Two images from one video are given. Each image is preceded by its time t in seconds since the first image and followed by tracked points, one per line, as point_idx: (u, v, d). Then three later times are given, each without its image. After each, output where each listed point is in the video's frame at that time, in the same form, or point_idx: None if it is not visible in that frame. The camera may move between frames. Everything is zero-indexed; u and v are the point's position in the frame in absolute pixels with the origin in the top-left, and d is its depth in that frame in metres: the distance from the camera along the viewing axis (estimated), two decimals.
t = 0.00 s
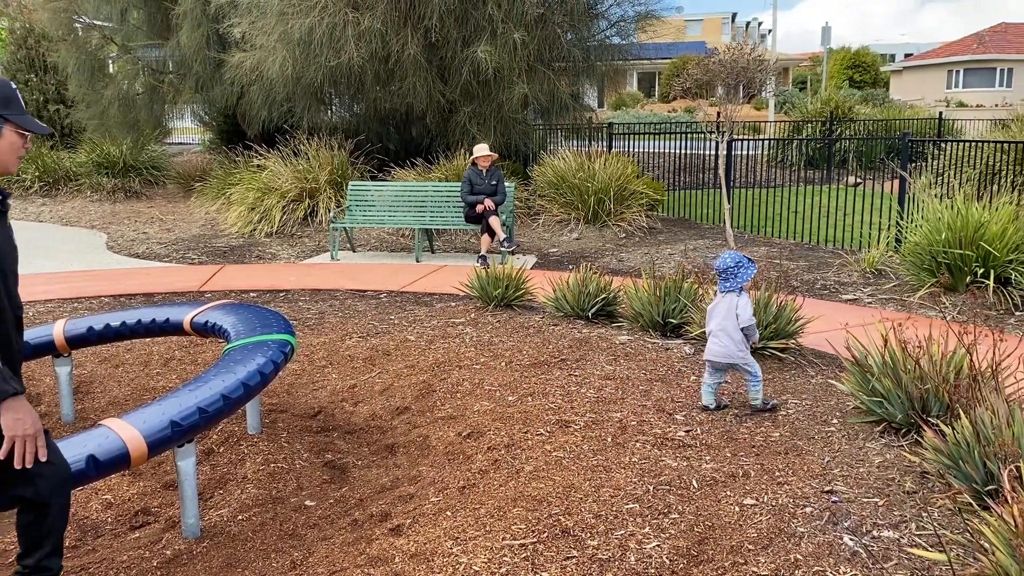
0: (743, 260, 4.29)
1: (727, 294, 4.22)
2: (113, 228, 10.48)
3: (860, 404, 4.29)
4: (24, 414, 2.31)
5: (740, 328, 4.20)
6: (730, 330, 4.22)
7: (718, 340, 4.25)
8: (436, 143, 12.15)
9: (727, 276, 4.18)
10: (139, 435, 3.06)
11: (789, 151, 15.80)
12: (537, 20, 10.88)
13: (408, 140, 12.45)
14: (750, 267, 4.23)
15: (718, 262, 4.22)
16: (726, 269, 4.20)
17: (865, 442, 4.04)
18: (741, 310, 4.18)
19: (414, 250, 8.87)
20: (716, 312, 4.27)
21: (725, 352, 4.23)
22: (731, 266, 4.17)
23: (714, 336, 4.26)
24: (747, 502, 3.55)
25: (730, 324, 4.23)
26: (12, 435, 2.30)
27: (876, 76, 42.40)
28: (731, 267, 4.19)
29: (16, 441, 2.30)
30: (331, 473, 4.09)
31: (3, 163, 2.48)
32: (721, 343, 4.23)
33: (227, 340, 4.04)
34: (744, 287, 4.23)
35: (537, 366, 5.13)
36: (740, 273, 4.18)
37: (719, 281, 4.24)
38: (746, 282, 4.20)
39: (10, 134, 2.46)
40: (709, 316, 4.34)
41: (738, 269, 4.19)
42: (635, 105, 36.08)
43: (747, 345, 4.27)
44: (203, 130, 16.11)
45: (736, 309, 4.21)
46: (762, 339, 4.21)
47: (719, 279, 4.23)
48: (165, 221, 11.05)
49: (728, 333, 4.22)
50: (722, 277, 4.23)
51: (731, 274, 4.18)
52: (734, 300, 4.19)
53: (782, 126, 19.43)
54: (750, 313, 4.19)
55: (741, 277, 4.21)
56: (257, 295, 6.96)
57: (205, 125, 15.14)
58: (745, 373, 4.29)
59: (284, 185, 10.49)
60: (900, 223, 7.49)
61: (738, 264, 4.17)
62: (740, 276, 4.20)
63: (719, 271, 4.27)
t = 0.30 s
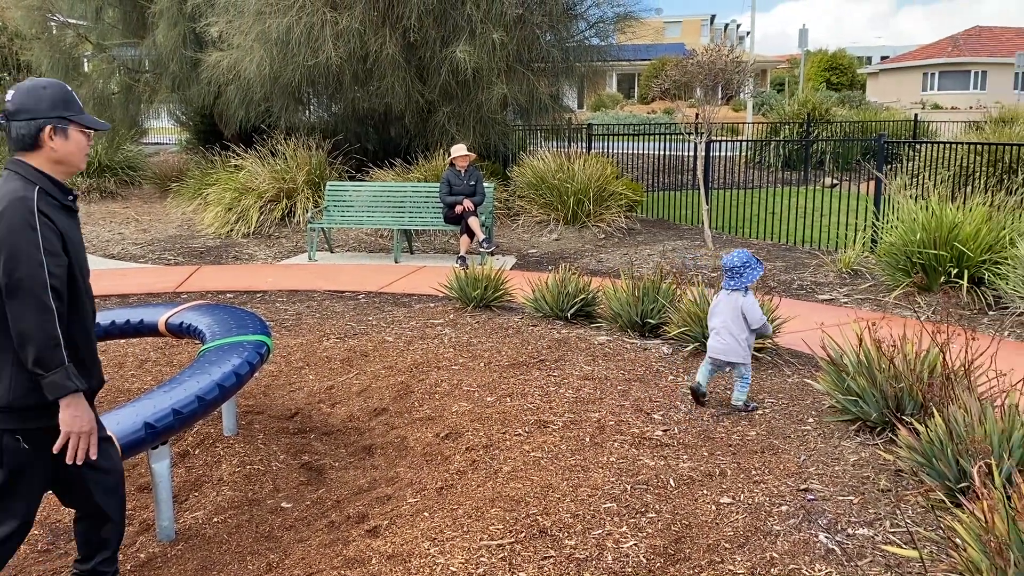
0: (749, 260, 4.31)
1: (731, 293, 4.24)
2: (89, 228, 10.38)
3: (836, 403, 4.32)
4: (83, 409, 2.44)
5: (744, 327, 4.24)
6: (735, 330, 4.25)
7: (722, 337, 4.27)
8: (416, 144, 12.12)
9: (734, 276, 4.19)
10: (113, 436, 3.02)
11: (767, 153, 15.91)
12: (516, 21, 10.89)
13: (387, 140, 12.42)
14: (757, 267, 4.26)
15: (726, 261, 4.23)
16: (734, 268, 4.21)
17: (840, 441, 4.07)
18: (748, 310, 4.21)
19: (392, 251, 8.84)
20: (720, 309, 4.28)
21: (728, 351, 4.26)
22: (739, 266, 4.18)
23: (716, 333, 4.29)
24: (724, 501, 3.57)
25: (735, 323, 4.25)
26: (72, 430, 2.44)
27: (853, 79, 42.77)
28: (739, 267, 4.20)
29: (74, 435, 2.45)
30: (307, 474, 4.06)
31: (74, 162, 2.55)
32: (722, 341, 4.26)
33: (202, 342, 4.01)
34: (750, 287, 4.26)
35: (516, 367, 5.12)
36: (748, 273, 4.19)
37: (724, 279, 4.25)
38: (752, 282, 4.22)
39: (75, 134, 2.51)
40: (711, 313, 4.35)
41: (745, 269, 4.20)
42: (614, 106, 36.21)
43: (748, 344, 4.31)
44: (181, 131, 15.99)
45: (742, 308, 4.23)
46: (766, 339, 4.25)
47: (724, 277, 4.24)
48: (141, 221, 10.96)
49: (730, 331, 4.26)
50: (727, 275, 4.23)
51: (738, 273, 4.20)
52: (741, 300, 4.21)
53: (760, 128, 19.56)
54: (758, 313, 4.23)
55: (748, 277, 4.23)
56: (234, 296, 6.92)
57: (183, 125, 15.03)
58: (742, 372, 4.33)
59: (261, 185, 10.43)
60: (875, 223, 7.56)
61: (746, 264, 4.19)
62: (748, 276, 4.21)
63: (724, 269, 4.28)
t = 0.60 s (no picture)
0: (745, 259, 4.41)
1: (728, 293, 4.35)
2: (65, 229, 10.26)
3: (815, 403, 4.35)
4: (158, 377, 2.63)
5: (741, 326, 4.34)
6: (734, 327, 4.36)
7: (722, 336, 4.39)
8: (396, 145, 12.09)
9: (728, 276, 4.31)
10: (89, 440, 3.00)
11: (747, 154, 16.01)
12: (497, 22, 10.90)
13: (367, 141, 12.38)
14: (750, 266, 4.36)
15: (719, 262, 4.34)
16: (727, 269, 4.32)
17: (819, 441, 4.11)
18: (745, 308, 4.31)
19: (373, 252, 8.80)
20: (719, 308, 4.41)
21: (728, 348, 4.38)
22: (732, 266, 4.28)
23: (717, 332, 4.41)
24: (704, 501, 3.58)
25: (734, 320, 4.36)
26: (151, 398, 2.64)
27: (831, 81, 43.20)
28: (733, 267, 4.31)
29: (159, 400, 2.66)
30: (287, 477, 4.03)
31: (121, 151, 2.66)
32: (723, 339, 4.38)
33: (181, 344, 3.98)
34: (747, 285, 4.36)
35: (497, 368, 5.12)
36: (742, 273, 4.31)
37: (720, 281, 4.37)
38: (748, 281, 4.33)
39: (121, 123, 2.61)
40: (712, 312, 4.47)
41: (738, 269, 4.31)
42: (595, 107, 36.28)
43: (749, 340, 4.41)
44: (158, 131, 15.85)
45: (740, 307, 4.34)
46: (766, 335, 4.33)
47: (720, 278, 4.37)
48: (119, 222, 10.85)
49: (730, 329, 4.37)
50: (724, 276, 4.36)
51: (731, 273, 4.31)
52: (737, 298, 4.32)
53: (740, 130, 19.68)
54: (757, 310, 4.32)
55: (742, 277, 4.34)
56: (213, 298, 6.87)
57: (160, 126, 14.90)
58: (743, 368, 4.42)
59: (240, 186, 10.36)
60: (853, 224, 7.63)
61: (740, 264, 4.30)
62: (741, 275, 4.32)
63: (719, 270, 4.38)
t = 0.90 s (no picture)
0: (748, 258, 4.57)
1: (728, 289, 4.53)
2: (42, 230, 10.14)
3: (794, 404, 4.38)
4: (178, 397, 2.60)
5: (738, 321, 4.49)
6: (732, 323, 4.52)
7: (719, 332, 4.53)
8: (377, 146, 12.05)
9: (729, 272, 4.48)
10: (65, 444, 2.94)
11: (726, 157, 16.11)
12: (478, 24, 10.90)
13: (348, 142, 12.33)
14: (752, 264, 4.52)
15: (722, 258, 4.53)
16: (728, 265, 4.50)
17: (799, 441, 4.13)
18: (742, 305, 4.47)
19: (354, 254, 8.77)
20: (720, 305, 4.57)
21: (724, 344, 4.51)
22: (732, 262, 4.47)
23: (715, 328, 4.56)
24: (685, 502, 3.60)
25: (734, 317, 4.51)
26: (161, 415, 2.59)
27: (810, 84, 43.56)
28: (734, 263, 4.48)
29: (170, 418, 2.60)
30: (267, 480, 4.01)
31: (168, 153, 2.72)
32: (720, 335, 4.52)
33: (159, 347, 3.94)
34: (748, 283, 4.52)
35: (478, 370, 5.11)
36: (743, 269, 4.48)
37: (723, 277, 4.55)
38: (748, 278, 4.50)
39: (168, 124, 2.67)
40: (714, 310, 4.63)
41: (739, 265, 4.48)
42: (576, 110, 36.33)
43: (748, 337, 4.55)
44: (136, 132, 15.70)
45: (738, 304, 4.50)
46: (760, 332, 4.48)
47: (723, 275, 4.53)
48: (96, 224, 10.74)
49: (727, 326, 4.52)
50: (725, 273, 4.53)
51: (732, 269, 4.49)
52: (736, 294, 4.49)
53: (720, 132, 19.80)
54: (752, 308, 4.48)
55: (742, 274, 4.50)
56: (192, 300, 6.81)
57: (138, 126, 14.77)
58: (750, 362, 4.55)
59: (220, 187, 10.29)
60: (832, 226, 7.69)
61: (741, 260, 4.47)
62: (742, 271, 4.49)
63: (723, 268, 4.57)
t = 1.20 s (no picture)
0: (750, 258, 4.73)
1: (737, 288, 4.63)
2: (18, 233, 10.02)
3: (773, 405, 4.41)
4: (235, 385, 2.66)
5: (751, 319, 4.63)
6: (745, 321, 4.64)
7: (733, 330, 4.64)
8: (358, 148, 12.02)
9: (739, 271, 4.61)
10: (41, 450, 2.90)
11: (707, 160, 16.20)
12: (460, 26, 10.89)
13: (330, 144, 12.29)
14: (757, 264, 4.68)
15: (730, 258, 4.67)
16: (736, 264, 4.64)
17: (778, 443, 4.17)
18: (755, 301, 4.61)
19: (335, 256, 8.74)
20: (730, 304, 4.68)
21: (740, 341, 4.62)
22: (741, 261, 4.61)
23: (729, 328, 4.65)
24: (665, 504, 3.61)
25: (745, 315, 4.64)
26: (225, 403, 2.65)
27: (789, 87, 43.92)
28: (741, 263, 4.63)
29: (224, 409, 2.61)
30: (247, 485, 3.98)
31: (220, 133, 2.75)
32: (735, 333, 4.63)
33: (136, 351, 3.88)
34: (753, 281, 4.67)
35: (460, 373, 5.11)
36: (749, 269, 4.62)
37: (728, 277, 4.66)
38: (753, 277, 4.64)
39: (219, 106, 2.69)
40: (721, 310, 4.72)
41: (746, 265, 4.63)
42: (558, 112, 36.42)
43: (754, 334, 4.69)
44: (114, 134, 15.57)
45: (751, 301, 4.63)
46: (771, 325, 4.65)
47: (729, 274, 4.65)
48: (74, 226, 10.64)
49: (740, 324, 4.64)
50: (732, 273, 4.64)
51: (739, 269, 4.63)
52: (749, 292, 4.61)
53: (700, 135, 19.90)
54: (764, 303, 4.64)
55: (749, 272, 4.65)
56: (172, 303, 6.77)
57: (117, 128, 14.64)
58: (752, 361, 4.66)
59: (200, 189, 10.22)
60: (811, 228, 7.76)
61: (748, 260, 4.63)
62: (750, 270, 4.63)
63: (728, 268, 4.68)
